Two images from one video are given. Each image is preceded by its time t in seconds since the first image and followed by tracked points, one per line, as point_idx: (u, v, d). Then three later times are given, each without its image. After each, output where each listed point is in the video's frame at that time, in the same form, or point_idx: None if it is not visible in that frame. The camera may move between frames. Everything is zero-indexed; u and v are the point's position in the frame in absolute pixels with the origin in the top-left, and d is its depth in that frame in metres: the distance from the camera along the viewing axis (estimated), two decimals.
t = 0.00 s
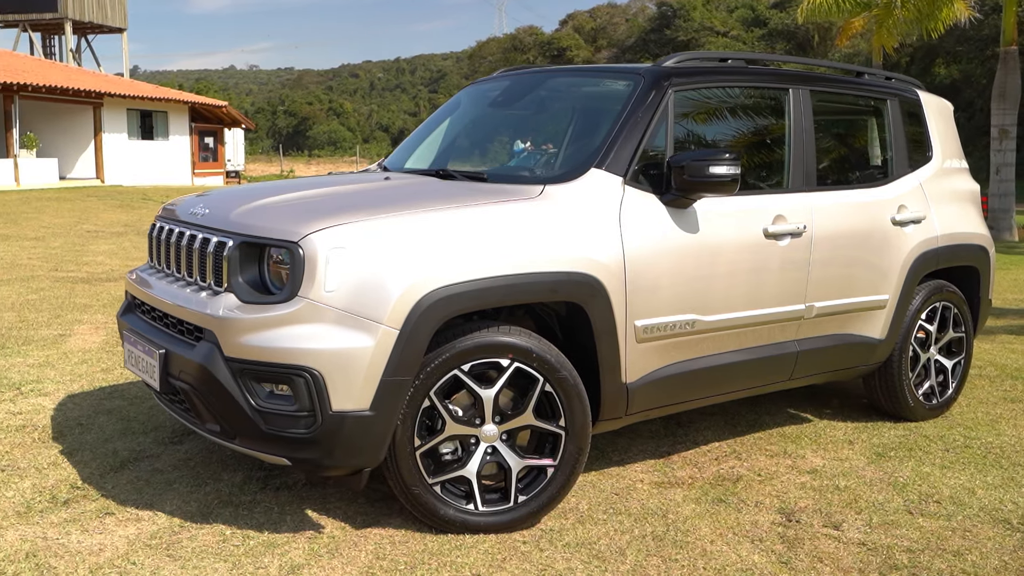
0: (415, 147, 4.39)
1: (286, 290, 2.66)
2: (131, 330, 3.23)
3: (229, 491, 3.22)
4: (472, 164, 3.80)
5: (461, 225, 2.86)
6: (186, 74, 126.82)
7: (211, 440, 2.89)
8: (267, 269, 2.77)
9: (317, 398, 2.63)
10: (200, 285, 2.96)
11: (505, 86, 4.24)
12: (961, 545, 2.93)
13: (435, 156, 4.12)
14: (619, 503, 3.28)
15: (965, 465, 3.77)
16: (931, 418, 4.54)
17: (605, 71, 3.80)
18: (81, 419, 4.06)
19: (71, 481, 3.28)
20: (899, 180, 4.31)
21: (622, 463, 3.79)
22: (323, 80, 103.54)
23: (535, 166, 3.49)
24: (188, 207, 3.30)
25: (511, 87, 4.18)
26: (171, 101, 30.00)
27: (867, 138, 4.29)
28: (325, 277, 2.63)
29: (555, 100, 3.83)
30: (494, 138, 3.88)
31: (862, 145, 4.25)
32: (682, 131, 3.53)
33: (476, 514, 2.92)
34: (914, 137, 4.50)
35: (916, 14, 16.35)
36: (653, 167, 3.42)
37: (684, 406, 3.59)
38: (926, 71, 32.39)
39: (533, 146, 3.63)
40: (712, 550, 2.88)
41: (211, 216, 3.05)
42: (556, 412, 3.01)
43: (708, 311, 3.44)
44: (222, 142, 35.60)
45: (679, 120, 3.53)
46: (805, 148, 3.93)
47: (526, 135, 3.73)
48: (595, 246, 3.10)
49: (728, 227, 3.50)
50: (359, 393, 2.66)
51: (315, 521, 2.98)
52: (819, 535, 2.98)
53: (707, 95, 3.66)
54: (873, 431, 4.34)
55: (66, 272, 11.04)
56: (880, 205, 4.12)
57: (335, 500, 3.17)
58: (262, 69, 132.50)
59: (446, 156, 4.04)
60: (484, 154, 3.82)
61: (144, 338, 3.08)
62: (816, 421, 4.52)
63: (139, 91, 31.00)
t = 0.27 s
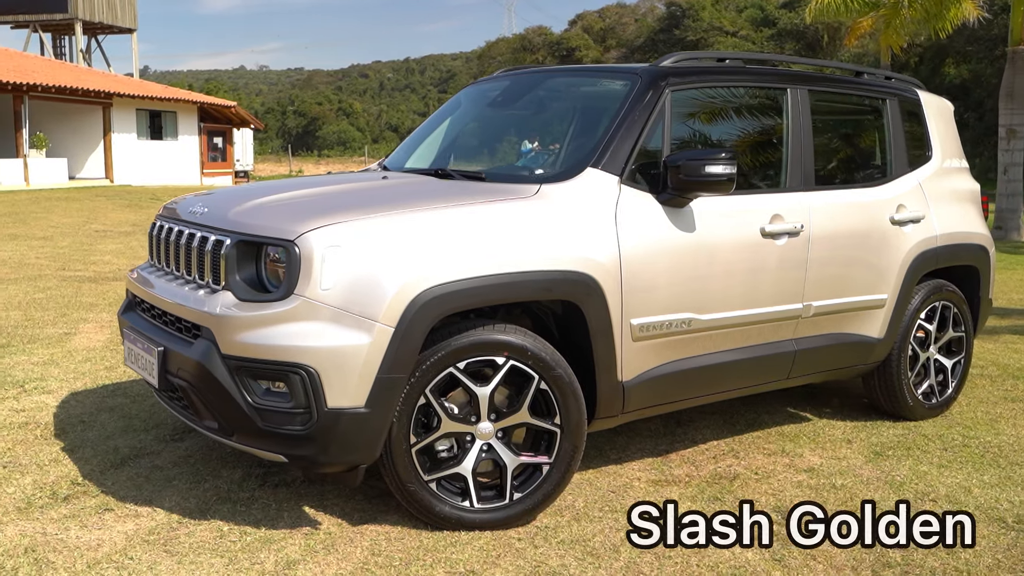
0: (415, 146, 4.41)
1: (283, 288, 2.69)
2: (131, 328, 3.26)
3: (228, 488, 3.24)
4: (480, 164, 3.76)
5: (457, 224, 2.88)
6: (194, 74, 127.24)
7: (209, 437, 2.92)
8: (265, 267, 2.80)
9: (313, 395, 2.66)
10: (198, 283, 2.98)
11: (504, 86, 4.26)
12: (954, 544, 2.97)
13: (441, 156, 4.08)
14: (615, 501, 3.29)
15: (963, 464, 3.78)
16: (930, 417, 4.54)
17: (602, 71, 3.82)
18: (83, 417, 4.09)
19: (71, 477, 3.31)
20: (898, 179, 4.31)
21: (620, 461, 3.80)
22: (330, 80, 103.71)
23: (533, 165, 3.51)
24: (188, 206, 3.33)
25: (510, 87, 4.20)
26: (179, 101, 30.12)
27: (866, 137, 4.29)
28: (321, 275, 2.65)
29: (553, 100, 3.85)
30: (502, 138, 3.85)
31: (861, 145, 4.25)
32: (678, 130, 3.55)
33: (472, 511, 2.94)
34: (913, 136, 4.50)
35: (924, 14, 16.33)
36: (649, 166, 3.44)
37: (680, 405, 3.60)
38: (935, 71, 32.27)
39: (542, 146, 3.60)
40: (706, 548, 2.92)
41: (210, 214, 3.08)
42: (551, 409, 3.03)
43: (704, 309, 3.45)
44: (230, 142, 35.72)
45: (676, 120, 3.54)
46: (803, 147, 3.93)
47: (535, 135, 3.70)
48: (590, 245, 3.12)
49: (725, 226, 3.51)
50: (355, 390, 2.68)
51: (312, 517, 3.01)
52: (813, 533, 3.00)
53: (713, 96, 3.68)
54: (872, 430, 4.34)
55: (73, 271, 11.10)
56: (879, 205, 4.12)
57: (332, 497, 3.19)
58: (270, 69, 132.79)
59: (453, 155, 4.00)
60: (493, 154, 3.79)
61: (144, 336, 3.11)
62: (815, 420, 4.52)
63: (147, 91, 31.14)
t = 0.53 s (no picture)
0: (416, 147, 4.43)
1: (281, 287, 2.72)
2: (133, 326, 3.29)
3: (228, 485, 3.27)
4: (489, 164, 3.74)
5: (453, 223, 2.91)
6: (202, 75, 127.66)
7: (209, 434, 2.95)
8: (263, 266, 2.83)
9: (310, 393, 2.69)
10: (198, 282, 3.02)
11: (504, 87, 4.28)
12: (948, 543, 2.98)
13: (449, 155, 4.07)
14: (612, 499, 3.31)
15: (960, 463, 3.79)
16: (929, 417, 4.55)
17: (600, 72, 3.84)
18: (86, 414, 4.14)
19: (74, 474, 3.36)
20: (897, 180, 4.32)
21: (618, 460, 3.82)
22: (337, 80, 103.85)
23: (531, 165, 3.54)
24: (189, 205, 3.36)
25: (510, 88, 4.22)
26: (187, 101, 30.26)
27: (865, 138, 4.30)
28: (318, 274, 2.68)
29: (552, 101, 3.87)
30: (511, 138, 3.83)
31: (859, 145, 4.26)
32: (675, 131, 3.56)
33: (469, 508, 2.96)
34: (912, 137, 4.51)
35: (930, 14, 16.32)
36: (646, 166, 3.46)
37: (677, 404, 3.62)
38: (943, 70, 32.17)
39: (551, 146, 3.59)
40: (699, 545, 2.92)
41: (210, 214, 3.12)
42: (547, 408, 3.05)
43: (701, 309, 3.47)
44: (237, 142, 35.83)
45: (673, 121, 3.56)
46: (801, 147, 3.94)
47: (544, 135, 3.69)
48: (586, 244, 3.14)
49: (722, 226, 3.53)
50: (352, 388, 2.72)
51: (310, 514, 3.04)
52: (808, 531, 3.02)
53: (718, 97, 3.72)
54: (871, 430, 4.35)
55: (81, 271, 11.16)
56: (878, 205, 4.13)
57: (331, 494, 3.22)
58: (277, 70, 133.07)
59: (461, 155, 3.99)
60: (501, 154, 3.77)
61: (145, 334, 3.15)
62: (814, 419, 4.53)
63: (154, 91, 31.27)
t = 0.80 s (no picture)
0: (412, 147, 4.46)
1: (275, 285, 2.75)
2: (130, 324, 3.33)
3: (224, 481, 3.31)
4: (495, 164, 3.73)
5: (446, 223, 2.94)
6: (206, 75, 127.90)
7: (204, 431, 2.99)
8: (258, 264, 2.87)
9: (304, 389, 2.72)
10: (194, 280, 3.05)
11: (500, 87, 4.31)
12: (935, 539, 3.00)
13: (451, 154, 4.06)
14: (604, 495, 3.34)
15: (952, 461, 3.81)
16: (923, 416, 4.57)
17: (594, 72, 3.87)
18: (86, 412, 4.18)
19: (72, 470, 3.40)
20: (890, 180, 4.35)
21: (612, 457, 3.84)
22: (341, 80, 103.95)
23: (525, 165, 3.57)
24: (186, 205, 3.40)
25: (505, 88, 4.25)
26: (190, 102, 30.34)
27: (858, 138, 4.33)
28: (312, 272, 2.72)
29: (546, 102, 3.90)
30: (515, 138, 3.82)
31: (852, 145, 4.28)
32: (668, 131, 3.59)
33: (461, 504, 2.99)
34: (906, 137, 4.53)
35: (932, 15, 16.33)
36: (639, 166, 3.48)
37: (670, 402, 3.65)
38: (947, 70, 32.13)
39: (544, 147, 3.62)
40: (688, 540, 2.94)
41: (207, 213, 3.15)
42: (539, 405, 3.08)
43: (693, 307, 3.50)
44: (241, 143, 35.90)
45: (667, 121, 3.59)
46: (794, 147, 3.97)
47: (548, 135, 3.68)
48: (578, 243, 3.17)
49: (714, 225, 3.55)
50: (345, 384, 2.75)
51: (305, 510, 3.07)
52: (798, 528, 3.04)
53: (719, 97, 3.77)
54: (865, 428, 4.37)
55: (84, 271, 11.20)
56: (871, 204, 4.16)
57: (326, 490, 3.25)
58: (281, 70, 133.25)
59: (464, 154, 3.97)
60: (504, 154, 3.77)
61: (142, 332, 3.19)
62: (808, 418, 4.55)
63: (158, 91, 31.36)
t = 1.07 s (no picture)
0: (409, 147, 4.49)
1: (268, 284, 2.79)
2: (127, 324, 3.37)
3: (221, 479, 3.34)
4: (499, 164, 3.73)
5: (438, 223, 2.97)
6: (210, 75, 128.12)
7: (200, 429, 3.02)
8: (252, 264, 2.90)
9: (297, 387, 2.75)
10: (190, 280, 3.09)
11: (495, 88, 4.34)
12: (924, 537, 3.02)
13: (452, 155, 4.05)
14: (596, 493, 3.37)
15: (944, 460, 3.83)
16: (917, 415, 4.59)
17: (587, 74, 3.90)
18: (85, 411, 4.22)
19: (70, 468, 3.43)
20: (884, 180, 4.37)
21: (605, 456, 3.87)
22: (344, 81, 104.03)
23: (518, 166, 3.59)
24: (183, 205, 3.44)
25: (500, 89, 4.28)
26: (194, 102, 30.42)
27: (852, 139, 4.35)
28: (304, 272, 2.75)
29: (540, 103, 3.93)
30: (518, 138, 3.82)
31: (846, 146, 4.30)
32: (660, 132, 3.62)
33: (453, 502, 3.02)
34: (900, 137, 4.55)
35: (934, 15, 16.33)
36: (631, 167, 3.51)
37: (663, 400, 3.67)
38: (951, 70, 32.08)
39: (538, 149, 3.65)
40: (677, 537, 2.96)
41: (202, 214, 3.19)
42: (531, 404, 3.11)
43: (685, 307, 3.53)
44: (244, 143, 35.98)
45: (659, 122, 3.62)
46: (787, 148, 4.00)
47: (550, 135, 3.68)
48: (569, 243, 3.19)
49: (706, 226, 3.58)
50: (338, 383, 2.78)
51: (299, 507, 3.10)
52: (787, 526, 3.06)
53: (719, 98, 3.82)
54: (858, 427, 4.39)
55: (87, 271, 11.25)
56: (864, 205, 4.18)
57: (321, 488, 3.29)
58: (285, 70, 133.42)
59: (466, 154, 3.97)
60: (509, 154, 3.76)
61: (138, 331, 3.22)
62: (803, 417, 4.57)
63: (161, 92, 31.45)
